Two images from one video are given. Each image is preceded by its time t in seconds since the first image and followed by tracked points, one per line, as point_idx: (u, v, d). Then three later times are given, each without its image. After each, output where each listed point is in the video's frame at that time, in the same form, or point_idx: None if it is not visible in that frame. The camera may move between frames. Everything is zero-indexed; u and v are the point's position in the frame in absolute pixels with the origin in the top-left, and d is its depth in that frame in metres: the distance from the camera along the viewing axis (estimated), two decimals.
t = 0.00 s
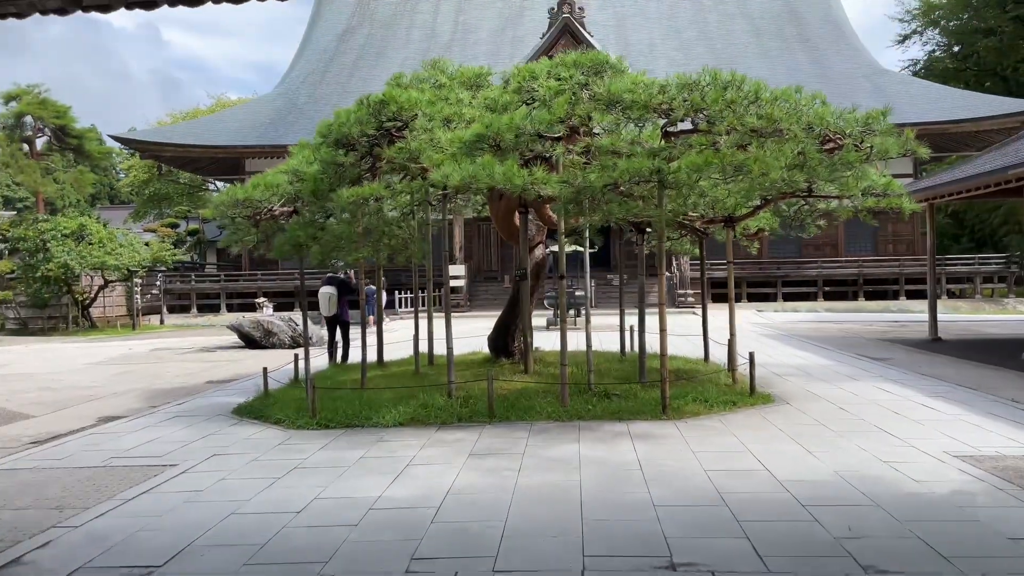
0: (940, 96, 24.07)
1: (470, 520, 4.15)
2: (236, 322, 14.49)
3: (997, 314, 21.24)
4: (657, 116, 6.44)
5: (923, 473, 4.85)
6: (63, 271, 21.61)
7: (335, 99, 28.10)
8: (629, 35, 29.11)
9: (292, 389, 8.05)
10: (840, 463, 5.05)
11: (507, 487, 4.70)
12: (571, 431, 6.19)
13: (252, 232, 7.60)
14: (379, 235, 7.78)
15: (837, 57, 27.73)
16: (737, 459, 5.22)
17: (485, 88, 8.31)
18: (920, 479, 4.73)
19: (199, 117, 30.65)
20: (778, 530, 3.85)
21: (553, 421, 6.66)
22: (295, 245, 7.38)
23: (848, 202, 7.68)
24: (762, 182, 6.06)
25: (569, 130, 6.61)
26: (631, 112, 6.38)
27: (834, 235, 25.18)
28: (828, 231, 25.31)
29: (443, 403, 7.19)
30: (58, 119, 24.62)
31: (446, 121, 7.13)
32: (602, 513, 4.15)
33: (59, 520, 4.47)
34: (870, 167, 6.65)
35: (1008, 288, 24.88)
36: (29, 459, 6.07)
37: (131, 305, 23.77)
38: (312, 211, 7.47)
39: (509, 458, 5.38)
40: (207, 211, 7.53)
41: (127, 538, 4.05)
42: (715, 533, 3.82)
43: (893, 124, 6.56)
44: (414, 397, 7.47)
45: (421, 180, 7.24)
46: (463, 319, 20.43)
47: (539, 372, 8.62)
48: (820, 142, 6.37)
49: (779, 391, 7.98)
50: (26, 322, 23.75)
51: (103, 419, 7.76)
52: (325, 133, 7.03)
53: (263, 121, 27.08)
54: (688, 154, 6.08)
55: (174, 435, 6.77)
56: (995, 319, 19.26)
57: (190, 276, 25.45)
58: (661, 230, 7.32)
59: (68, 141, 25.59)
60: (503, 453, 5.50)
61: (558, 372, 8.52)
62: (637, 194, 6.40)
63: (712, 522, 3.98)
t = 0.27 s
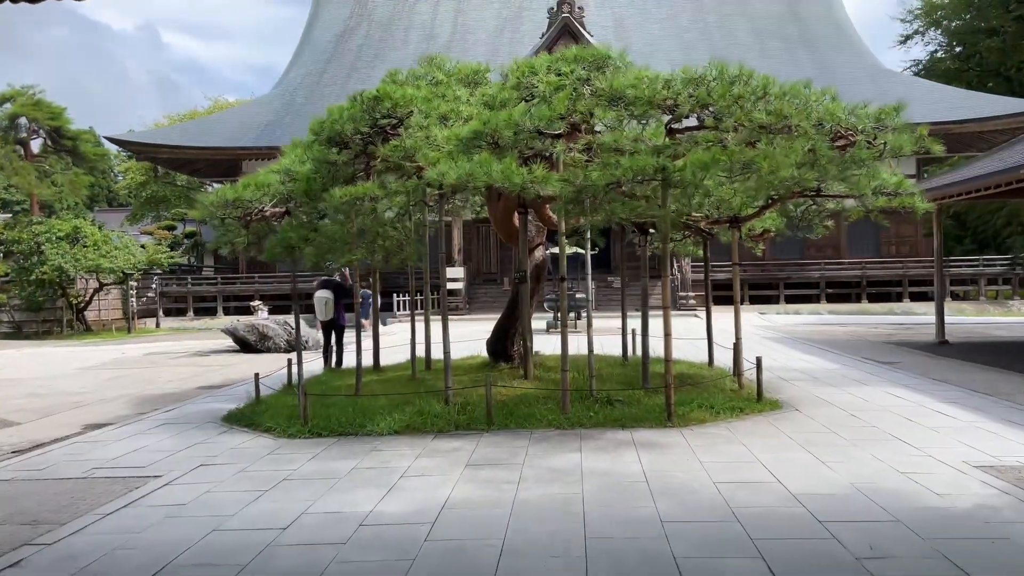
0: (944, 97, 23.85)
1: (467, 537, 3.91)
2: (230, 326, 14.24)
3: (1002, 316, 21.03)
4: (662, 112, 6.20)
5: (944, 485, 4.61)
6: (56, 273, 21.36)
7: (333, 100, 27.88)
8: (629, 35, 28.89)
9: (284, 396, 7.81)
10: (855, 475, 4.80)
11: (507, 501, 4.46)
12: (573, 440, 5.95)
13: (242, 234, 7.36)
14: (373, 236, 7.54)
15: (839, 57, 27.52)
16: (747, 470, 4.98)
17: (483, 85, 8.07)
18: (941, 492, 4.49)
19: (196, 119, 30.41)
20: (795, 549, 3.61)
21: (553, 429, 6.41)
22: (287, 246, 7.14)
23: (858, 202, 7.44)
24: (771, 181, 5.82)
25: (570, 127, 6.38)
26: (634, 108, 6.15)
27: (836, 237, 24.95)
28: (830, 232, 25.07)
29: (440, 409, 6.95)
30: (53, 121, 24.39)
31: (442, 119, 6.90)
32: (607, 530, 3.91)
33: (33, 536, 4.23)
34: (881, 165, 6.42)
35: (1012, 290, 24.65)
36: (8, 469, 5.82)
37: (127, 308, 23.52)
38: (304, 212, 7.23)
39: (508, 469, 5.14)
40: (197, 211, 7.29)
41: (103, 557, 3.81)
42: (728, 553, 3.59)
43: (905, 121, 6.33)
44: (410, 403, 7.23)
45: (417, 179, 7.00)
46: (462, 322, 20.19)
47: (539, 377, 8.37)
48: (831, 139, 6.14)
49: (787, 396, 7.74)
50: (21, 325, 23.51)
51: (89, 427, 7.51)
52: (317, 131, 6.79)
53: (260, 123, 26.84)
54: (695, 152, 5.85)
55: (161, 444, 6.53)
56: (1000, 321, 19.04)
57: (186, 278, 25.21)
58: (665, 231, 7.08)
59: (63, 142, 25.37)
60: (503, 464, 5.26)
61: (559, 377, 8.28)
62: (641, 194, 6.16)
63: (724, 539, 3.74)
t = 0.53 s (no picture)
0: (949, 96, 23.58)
1: (461, 556, 3.68)
2: (227, 329, 14.03)
3: (1009, 318, 20.78)
4: (665, 108, 5.99)
5: (965, 499, 4.37)
6: (54, 276, 21.15)
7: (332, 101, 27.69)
8: (630, 35, 28.66)
9: (277, 402, 7.59)
10: (871, 488, 4.57)
11: (504, 516, 4.23)
12: (573, 449, 5.73)
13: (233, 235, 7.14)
14: (368, 237, 7.32)
15: (843, 57, 27.27)
16: (756, 483, 4.75)
17: (481, 82, 7.85)
18: (962, 506, 4.25)
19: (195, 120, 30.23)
20: (811, 570, 3.38)
21: (553, 437, 6.19)
22: (278, 248, 6.91)
23: (867, 201, 7.21)
24: (780, 179, 5.60)
25: (570, 124, 6.16)
26: (637, 104, 5.93)
27: (840, 238, 24.70)
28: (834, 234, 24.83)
29: (436, 416, 6.72)
30: (51, 122, 24.22)
31: (439, 116, 6.69)
32: (610, 549, 3.68)
33: (4, 554, 4.01)
34: (893, 163, 6.18)
35: (1017, 292, 24.40)
36: None
37: (125, 311, 23.32)
38: (297, 213, 7.02)
39: (507, 480, 4.91)
40: (186, 212, 7.08)
41: None
42: (740, 575, 3.36)
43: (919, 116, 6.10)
44: (406, 409, 7.00)
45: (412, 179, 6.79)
46: (463, 325, 19.97)
47: (539, 382, 8.14)
48: (841, 135, 5.91)
49: (794, 402, 7.52)
50: (19, 328, 23.27)
51: (76, 434, 7.30)
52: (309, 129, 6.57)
53: (259, 124, 26.64)
54: (700, 148, 5.62)
55: (147, 453, 6.31)
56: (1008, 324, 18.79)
57: (185, 281, 25.02)
58: (669, 231, 6.85)
59: (61, 144, 25.19)
60: (500, 475, 5.03)
61: (560, 382, 8.05)
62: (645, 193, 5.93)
63: (735, 559, 3.51)
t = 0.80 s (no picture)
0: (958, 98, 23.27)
1: None
2: (225, 334, 13.80)
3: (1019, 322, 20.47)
4: (673, 106, 5.74)
5: (996, 519, 4.11)
6: (52, 280, 20.94)
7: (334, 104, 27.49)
8: (634, 36, 28.44)
9: (272, 411, 7.35)
10: (895, 507, 4.31)
11: (505, 537, 3.98)
12: (579, 462, 5.47)
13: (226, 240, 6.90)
14: (366, 241, 7.08)
15: (849, 58, 27.01)
16: (772, 500, 4.49)
17: (483, 80, 7.61)
18: (993, 527, 3.99)
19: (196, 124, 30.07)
20: None
21: (558, 449, 5.93)
22: (273, 252, 6.68)
23: (883, 203, 6.95)
24: (794, 181, 5.35)
25: (574, 123, 5.92)
26: (644, 102, 5.68)
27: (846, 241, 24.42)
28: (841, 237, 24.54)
29: (436, 426, 6.47)
30: (51, 125, 24.07)
31: (438, 116, 6.45)
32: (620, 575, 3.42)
33: None
34: (912, 163, 5.92)
35: None
36: None
37: (125, 315, 23.12)
38: (292, 216, 6.78)
39: (509, 497, 4.66)
40: (178, 215, 6.85)
41: None
42: None
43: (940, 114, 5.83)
44: (404, 418, 6.76)
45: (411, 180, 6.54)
46: (466, 329, 19.73)
47: (543, 390, 7.88)
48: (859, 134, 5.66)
49: (808, 411, 7.25)
50: (18, 333, 23.22)
51: (64, 444, 7.07)
52: (303, 129, 6.33)
53: (260, 127, 26.45)
54: (711, 148, 5.37)
55: (136, 465, 6.07)
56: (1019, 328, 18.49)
57: (185, 285, 24.83)
58: (678, 235, 6.60)
59: (61, 147, 25.07)
60: (502, 492, 4.78)
61: (565, 390, 7.80)
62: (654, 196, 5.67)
63: None
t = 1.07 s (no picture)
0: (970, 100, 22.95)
1: None
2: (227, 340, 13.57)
3: None
4: (688, 102, 5.49)
5: None
6: (54, 285, 20.74)
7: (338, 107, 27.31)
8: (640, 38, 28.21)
9: (271, 420, 7.11)
10: (929, 525, 4.05)
11: (515, 558, 3.72)
12: (591, 475, 5.22)
13: (224, 243, 6.67)
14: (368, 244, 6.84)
15: (858, 60, 26.73)
16: (797, 518, 4.23)
17: (489, 78, 7.37)
18: None
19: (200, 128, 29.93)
20: None
21: (569, 461, 5.68)
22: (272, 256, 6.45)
23: (905, 203, 6.69)
24: (816, 179, 5.10)
25: (585, 120, 5.67)
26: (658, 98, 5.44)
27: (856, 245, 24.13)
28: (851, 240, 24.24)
29: (441, 436, 6.22)
30: (53, 130, 23.95)
31: (443, 114, 6.22)
32: None
33: None
34: (937, 161, 5.66)
35: None
36: None
37: (127, 321, 22.94)
38: (291, 218, 6.55)
39: (518, 514, 4.41)
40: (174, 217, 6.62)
41: None
42: None
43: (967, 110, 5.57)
44: (408, 427, 6.51)
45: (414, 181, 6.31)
46: (472, 334, 19.49)
47: (552, 399, 7.61)
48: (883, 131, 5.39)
49: (827, 420, 6.98)
50: (20, 338, 22.79)
51: (57, 455, 6.84)
52: (303, 127, 6.10)
53: (264, 131, 26.28)
54: (729, 145, 5.11)
55: (128, 477, 5.83)
56: None
57: (189, 290, 24.65)
58: (693, 237, 6.34)
59: (64, 151, 25.04)
60: (511, 507, 4.52)
61: (574, 398, 7.55)
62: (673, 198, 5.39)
63: None
